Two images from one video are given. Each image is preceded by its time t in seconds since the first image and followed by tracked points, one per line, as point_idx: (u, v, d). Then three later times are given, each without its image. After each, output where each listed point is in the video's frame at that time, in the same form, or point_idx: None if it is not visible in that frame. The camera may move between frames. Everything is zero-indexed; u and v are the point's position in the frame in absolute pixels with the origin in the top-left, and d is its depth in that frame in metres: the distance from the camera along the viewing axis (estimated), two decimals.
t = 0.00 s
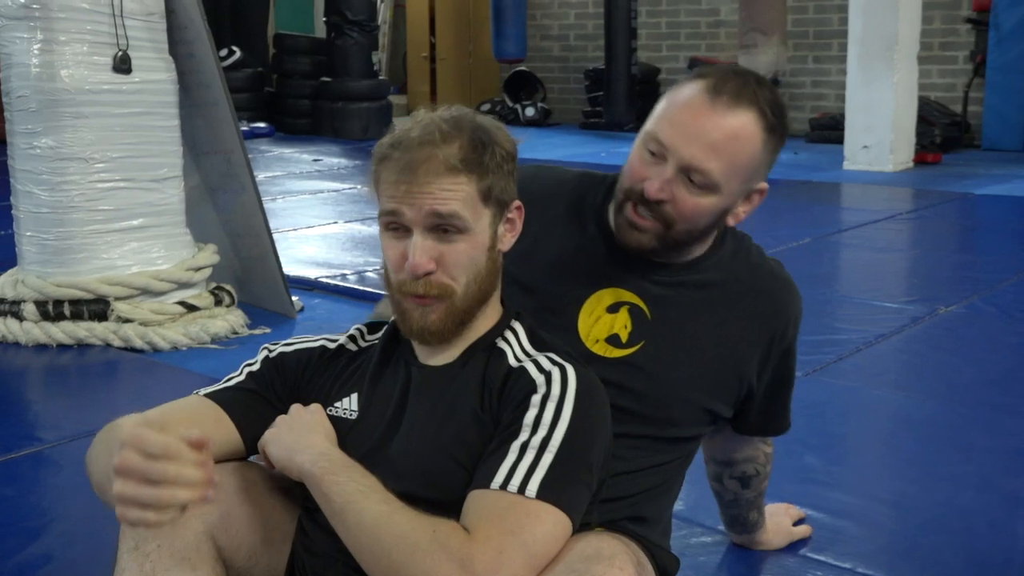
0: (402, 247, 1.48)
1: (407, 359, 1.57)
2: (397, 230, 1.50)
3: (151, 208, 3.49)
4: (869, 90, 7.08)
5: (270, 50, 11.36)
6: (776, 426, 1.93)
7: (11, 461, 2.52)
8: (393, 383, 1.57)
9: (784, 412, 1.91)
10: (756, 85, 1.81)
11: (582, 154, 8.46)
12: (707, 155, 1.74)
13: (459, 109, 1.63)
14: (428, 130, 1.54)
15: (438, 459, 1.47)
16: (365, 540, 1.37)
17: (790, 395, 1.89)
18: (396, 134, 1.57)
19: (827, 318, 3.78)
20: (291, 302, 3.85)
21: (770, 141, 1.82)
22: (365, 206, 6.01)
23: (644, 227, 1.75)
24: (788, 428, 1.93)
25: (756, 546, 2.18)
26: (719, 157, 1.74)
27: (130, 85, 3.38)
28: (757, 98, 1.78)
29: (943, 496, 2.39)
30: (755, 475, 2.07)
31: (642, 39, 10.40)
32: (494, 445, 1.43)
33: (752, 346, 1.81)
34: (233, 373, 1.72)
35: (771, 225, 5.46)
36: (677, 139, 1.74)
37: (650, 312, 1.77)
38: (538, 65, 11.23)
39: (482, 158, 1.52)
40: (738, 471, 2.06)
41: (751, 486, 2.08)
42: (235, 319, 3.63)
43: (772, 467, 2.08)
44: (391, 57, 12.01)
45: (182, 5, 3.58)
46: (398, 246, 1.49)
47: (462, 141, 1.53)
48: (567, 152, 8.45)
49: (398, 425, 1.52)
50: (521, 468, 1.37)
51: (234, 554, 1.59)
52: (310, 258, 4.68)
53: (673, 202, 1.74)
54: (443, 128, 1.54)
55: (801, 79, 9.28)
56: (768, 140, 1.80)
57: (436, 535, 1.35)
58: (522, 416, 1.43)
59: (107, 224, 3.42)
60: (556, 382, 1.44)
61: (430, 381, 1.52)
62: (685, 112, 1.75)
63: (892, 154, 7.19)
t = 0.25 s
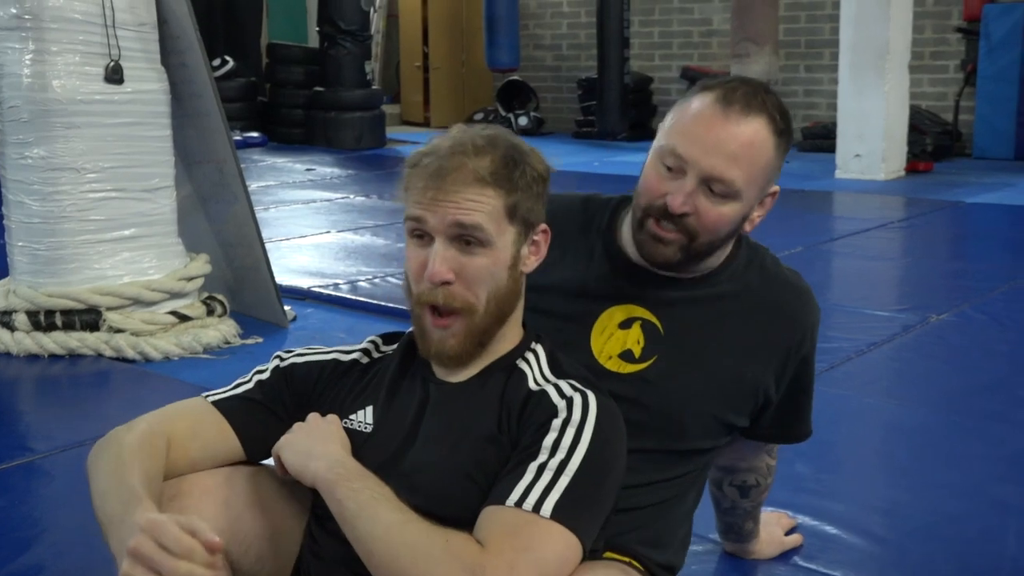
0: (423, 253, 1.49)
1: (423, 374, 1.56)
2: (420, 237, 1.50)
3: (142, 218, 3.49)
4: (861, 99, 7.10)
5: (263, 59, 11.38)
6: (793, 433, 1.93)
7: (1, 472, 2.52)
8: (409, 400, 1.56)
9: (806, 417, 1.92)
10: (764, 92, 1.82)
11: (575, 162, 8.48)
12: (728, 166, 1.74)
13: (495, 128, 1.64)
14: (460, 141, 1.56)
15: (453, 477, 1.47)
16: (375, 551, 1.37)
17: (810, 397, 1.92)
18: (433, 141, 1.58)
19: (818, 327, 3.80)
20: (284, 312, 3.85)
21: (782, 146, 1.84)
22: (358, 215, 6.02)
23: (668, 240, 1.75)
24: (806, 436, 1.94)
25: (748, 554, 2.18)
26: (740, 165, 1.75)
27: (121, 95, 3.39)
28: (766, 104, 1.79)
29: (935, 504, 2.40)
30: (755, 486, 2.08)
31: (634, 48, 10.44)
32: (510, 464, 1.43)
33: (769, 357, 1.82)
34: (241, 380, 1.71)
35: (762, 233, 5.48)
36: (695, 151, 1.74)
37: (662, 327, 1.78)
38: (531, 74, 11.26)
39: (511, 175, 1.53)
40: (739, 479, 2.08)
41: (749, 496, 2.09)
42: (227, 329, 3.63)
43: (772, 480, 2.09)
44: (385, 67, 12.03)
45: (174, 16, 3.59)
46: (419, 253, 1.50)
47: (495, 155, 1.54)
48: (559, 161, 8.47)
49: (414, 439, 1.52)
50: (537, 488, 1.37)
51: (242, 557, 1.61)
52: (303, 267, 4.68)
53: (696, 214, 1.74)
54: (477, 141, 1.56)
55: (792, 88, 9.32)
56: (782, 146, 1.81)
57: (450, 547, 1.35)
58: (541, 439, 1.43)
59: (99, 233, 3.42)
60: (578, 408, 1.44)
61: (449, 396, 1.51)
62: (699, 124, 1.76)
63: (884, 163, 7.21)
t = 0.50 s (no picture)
0: (429, 252, 1.49)
1: (416, 381, 1.56)
2: (425, 236, 1.51)
3: (130, 221, 3.49)
4: (850, 104, 7.13)
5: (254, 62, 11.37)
6: (775, 438, 1.95)
7: None
8: (399, 409, 1.55)
9: (785, 422, 1.94)
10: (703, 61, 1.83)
11: (565, 166, 8.48)
12: (720, 131, 1.75)
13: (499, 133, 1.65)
14: (472, 143, 1.57)
15: (445, 487, 1.46)
16: (367, 563, 1.37)
17: (790, 402, 1.93)
18: (448, 142, 1.59)
19: (807, 330, 3.81)
20: (273, 315, 3.85)
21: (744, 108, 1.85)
22: (348, 218, 6.02)
23: (686, 225, 1.74)
24: (787, 438, 1.96)
25: (735, 557, 2.19)
26: (730, 129, 1.76)
27: (110, 98, 3.38)
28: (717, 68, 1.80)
29: (921, 507, 2.41)
30: (737, 488, 2.09)
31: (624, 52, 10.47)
32: (503, 477, 1.43)
33: (752, 363, 1.82)
34: (226, 387, 1.70)
35: (751, 237, 5.49)
36: (686, 127, 1.74)
37: (646, 336, 1.78)
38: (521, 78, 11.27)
39: (522, 180, 1.54)
40: (721, 482, 2.09)
41: (732, 498, 2.10)
42: (215, 332, 3.63)
43: (754, 481, 2.10)
44: (375, 70, 12.03)
45: (163, 20, 3.59)
46: (425, 252, 1.50)
47: (508, 160, 1.55)
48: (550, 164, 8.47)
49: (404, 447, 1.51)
50: (529, 501, 1.38)
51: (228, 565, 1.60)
52: (292, 270, 4.68)
53: (707, 187, 1.74)
54: (489, 144, 1.57)
55: (782, 92, 9.35)
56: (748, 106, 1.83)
57: (441, 560, 1.35)
58: (533, 451, 1.43)
59: (87, 237, 3.41)
60: (570, 421, 1.44)
61: (443, 402, 1.51)
62: (677, 102, 1.75)
63: (873, 167, 7.24)
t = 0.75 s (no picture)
0: (428, 265, 1.47)
1: (399, 387, 1.56)
2: (420, 249, 1.48)
3: (128, 227, 3.49)
4: (847, 110, 7.14)
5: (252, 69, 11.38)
6: (759, 438, 1.96)
7: None
8: (383, 414, 1.56)
9: (768, 423, 1.95)
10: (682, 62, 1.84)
11: (563, 172, 8.49)
12: (705, 125, 1.76)
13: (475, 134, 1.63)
14: (457, 148, 1.55)
15: (430, 492, 1.47)
16: (354, 569, 1.38)
17: (773, 402, 1.94)
18: (424, 147, 1.56)
19: (804, 336, 3.81)
20: (270, 321, 3.85)
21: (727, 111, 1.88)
22: (346, 225, 6.02)
23: (672, 217, 1.75)
24: (772, 440, 1.97)
25: (731, 562, 2.19)
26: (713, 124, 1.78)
27: (108, 104, 3.39)
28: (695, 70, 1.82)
29: (917, 513, 2.41)
30: (729, 492, 2.09)
31: (622, 59, 10.49)
32: (487, 481, 1.44)
33: (735, 365, 1.83)
34: (209, 399, 1.69)
35: (749, 243, 5.50)
36: (671, 121, 1.74)
37: (630, 341, 1.78)
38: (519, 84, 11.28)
39: (510, 182, 1.54)
40: (713, 487, 2.09)
41: (725, 503, 2.10)
42: (213, 339, 3.62)
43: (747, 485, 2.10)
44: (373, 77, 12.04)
45: (161, 26, 3.59)
46: (422, 264, 1.48)
47: (492, 162, 1.54)
48: (548, 170, 8.48)
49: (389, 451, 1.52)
50: (514, 505, 1.38)
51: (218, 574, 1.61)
52: (290, 276, 4.68)
53: (692, 180, 1.75)
54: (475, 147, 1.55)
55: (779, 98, 9.36)
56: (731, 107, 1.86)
57: (428, 567, 1.35)
58: (517, 455, 1.43)
59: (85, 243, 3.41)
60: (554, 423, 1.44)
61: (428, 407, 1.51)
62: (660, 99, 1.76)
63: (870, 173, 7.25)
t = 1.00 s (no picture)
0: (431, 275, 1.47)
1: (395, 389, 1.56)
2: (421, 259, 1.48)
3: (134, 231, 3.50)
4: (852, 115, 7.13)
5: (257, 72, 11.39)
6: (759, 439, 1.96)
7: None
8: (378, 416, 1.56)
9: (768, 424, 1.95)
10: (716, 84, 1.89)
11: (569, 176, 8.49)
12: (689, 140, 1.80)
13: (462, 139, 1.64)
14: (449, 154, 1.55)
15: (425, 493, 1.47)
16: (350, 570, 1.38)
17: (773, 403, 1.94)
18: (411, 154, 1.55)
19: (809, 340, 3.80)
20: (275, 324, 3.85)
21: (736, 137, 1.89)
22: (351, 229, 6.02)
23: (630, 222, 1.78)
24: (772, 440, 1.97)
25: (734, 566, 2.19)
26: (702, 141, 1.80)
27: (114, 108, 3.40)
28: (720, 91, 1.86)
29: (921, 517, 2.40)
30: (730, 495, 2.09)
31: (627, 63, 10.50)
32: (482, 482, 1.44)
33: (733, 365, 1.83)
34: (207, 403, 1.69)
35: (755, 248, 5.49)
36: (655, 128, 1.80)
37: (628, 343, 1.79)
38: (524, 88, 11.29)
39: (501, 186, 1.55)
40: (714, 490, 2.09)
41: (727, 506, 2.10)
42: (218, 341, 3.63)
43: (748, 488, 2.10)
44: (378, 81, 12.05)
45: (166, 30, 3.61)
46: (423, 274, 1.48)
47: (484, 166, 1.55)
48: (553, 175, 8.48)
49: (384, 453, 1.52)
50: (508, 505, 1.38)
51: None
52: (295, 280, 4.68)
53: (658, 189, 1.79)
54: (467, 153, 1.55)
55: (785, 103, 9.36)
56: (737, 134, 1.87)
57: (424, 569, 1.35)
58: (511, 455, 1.43)
59: (90, 246, 3.43)
60: (548, 422, 1.44)
61: (424, 409, 1.51)
62: (659, 105, 1.82)
63: (875, 177, 7.24)
